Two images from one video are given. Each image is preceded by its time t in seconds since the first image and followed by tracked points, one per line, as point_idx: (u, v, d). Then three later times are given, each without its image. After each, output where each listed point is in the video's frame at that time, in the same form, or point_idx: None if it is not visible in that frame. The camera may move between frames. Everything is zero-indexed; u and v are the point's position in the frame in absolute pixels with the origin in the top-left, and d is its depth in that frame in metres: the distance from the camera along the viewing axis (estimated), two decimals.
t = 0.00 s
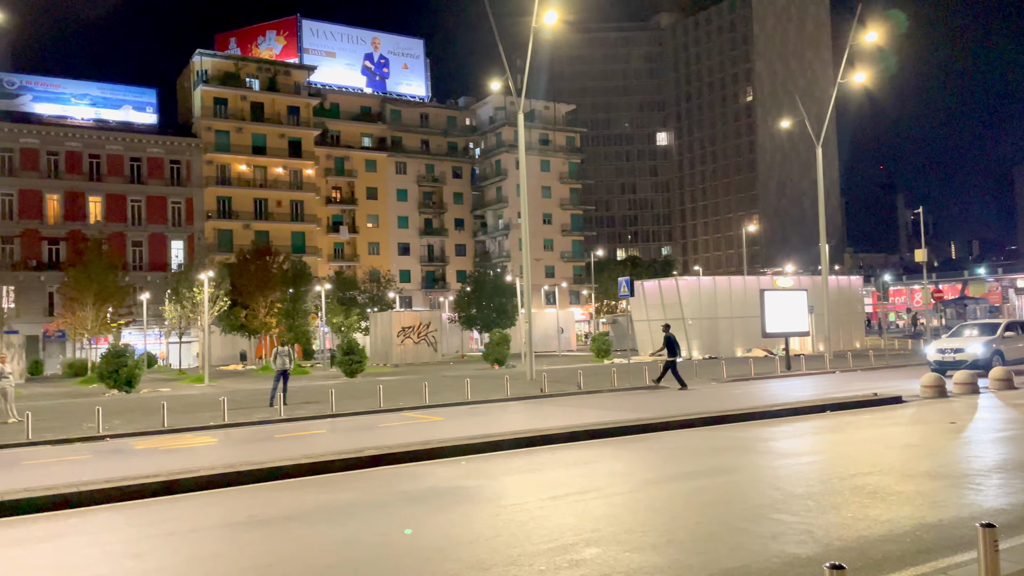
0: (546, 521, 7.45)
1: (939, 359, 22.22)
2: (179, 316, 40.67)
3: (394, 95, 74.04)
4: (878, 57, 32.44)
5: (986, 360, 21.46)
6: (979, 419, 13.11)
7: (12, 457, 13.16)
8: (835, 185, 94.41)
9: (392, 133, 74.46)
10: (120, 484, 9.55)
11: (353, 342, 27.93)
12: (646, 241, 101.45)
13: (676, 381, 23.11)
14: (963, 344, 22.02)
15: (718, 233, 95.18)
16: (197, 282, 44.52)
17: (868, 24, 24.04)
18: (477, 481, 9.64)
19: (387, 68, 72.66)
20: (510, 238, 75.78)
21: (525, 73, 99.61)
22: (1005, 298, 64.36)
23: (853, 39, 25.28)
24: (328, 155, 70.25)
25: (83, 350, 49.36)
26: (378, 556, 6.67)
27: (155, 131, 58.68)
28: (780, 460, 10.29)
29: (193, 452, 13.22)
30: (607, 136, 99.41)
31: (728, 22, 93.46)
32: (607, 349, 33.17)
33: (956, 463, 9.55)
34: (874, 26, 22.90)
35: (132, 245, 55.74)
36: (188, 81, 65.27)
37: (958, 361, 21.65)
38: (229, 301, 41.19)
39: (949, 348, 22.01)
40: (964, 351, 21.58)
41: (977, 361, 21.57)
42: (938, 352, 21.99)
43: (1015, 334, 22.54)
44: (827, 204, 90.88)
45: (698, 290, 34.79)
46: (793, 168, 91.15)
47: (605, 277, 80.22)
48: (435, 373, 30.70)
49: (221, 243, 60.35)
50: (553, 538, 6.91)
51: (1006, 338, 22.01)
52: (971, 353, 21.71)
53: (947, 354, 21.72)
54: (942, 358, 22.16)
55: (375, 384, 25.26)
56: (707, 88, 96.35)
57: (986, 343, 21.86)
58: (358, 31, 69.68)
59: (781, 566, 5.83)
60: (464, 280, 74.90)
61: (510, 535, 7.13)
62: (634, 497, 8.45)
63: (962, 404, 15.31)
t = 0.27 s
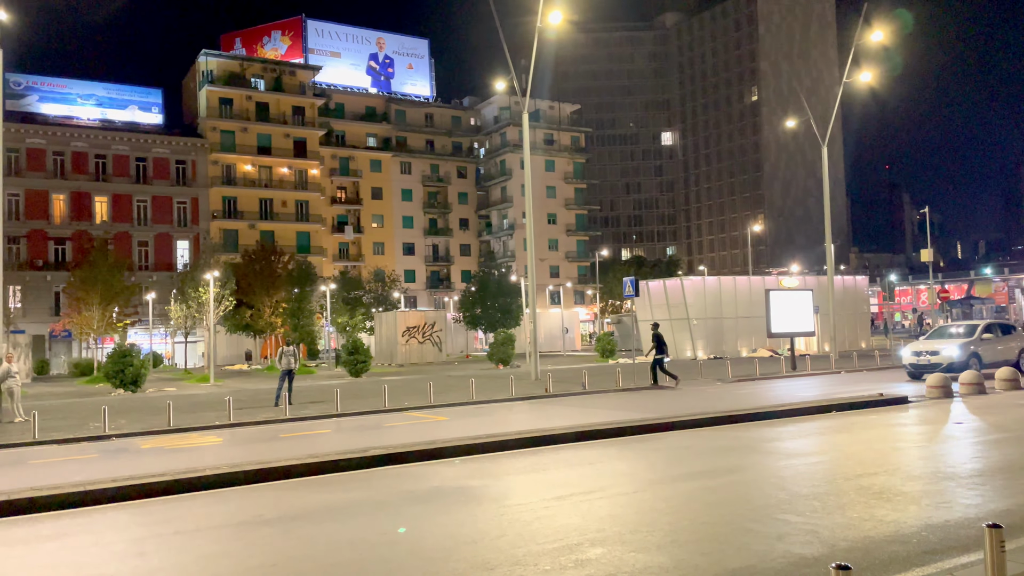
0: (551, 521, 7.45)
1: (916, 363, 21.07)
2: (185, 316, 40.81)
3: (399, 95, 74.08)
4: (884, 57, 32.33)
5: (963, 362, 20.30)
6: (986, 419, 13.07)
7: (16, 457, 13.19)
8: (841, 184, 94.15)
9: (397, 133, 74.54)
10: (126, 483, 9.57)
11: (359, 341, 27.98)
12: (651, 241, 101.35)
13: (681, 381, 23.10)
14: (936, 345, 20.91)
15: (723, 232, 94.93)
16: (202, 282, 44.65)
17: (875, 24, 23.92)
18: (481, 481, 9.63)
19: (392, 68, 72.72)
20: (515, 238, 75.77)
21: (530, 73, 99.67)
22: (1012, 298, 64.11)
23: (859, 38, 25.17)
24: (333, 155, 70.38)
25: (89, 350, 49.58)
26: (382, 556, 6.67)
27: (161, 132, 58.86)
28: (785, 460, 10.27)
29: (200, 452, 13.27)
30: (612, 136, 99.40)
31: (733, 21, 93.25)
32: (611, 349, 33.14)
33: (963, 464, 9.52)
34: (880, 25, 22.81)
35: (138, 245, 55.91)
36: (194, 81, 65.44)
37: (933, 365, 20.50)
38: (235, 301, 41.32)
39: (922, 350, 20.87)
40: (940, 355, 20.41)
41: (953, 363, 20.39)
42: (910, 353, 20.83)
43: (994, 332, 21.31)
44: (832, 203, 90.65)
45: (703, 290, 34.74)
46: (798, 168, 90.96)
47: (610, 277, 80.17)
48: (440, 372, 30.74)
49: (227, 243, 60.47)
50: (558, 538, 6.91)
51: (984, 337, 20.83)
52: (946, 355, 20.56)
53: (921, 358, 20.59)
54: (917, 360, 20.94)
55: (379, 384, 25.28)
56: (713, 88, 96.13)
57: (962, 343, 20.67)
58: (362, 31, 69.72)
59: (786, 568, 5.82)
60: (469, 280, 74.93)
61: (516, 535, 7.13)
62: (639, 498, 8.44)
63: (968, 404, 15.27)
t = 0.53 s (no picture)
0: (549, 521, 7.46)
1: (879, 365, 20.52)
2: (181, 315, 40.75)
3: (397, 95, 74.03)
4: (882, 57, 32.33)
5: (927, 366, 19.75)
6: (982, 420, 13.10)
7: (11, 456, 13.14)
8: (838, 185, 94.26)
9: (395, 133, 74.48)
10: (122, 483, 9.54)
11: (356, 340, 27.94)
12: (649, 241, 101.46)
13: (677, 381, 23.12)
14: (901, 348, 20.43)
15: (721, 232, 94.86)
16: (199, 281, 44.63)
17: (873, 25, 23.90)
18: (478, 481, 9.63)
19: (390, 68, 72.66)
20: (512, 237, 75.77)
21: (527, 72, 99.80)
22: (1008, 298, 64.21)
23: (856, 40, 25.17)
24: (330, 154, 70.34)
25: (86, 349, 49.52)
26: (378, 556, 6.65)
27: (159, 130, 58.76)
28: (781, 460, 10.28)
29: (196, 451, 13.25)
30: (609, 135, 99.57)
31: (731, 21, 93.30)
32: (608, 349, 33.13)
33: (958, 464, 9.54)
34: (877, 26, 22.82)
35: (135, 244, 55.82)
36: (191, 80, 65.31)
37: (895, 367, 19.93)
38: (232, 300, 41.30)
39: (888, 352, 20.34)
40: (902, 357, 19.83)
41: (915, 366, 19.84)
42: (875, 355, 20.28)
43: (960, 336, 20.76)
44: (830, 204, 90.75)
45: (701, 290, 34.73)
46: (796, 168, 91.05)
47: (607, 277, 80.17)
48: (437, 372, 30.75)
49: (224, 243, 60.38)
50: (556, 537, 6.91)
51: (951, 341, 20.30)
52: (910, 358, 20.16)
53: (885, 360, 20.04)
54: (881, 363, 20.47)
55: (377, 383, 25.27)
56: (711, 88, 96.10)
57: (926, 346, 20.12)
58: (360, 31, 69.66)
59: (783, 568, 5.83)
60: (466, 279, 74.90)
61: (514, 534, 7.14)
62: (636, 498, 8.43)
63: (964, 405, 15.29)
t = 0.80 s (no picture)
0: (543, 521, 7.46)
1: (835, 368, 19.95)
2: (176, 314, 40.63)
3: (392, 94, 73.95)
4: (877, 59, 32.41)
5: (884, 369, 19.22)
6: (973, 421, 13.14)
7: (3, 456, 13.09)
8: (833, 186, 94.48)
9: (391, 132, 74.44)
10: (115, 483, 9.51)
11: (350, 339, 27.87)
12: (644, 241, 101.68)
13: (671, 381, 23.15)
14: (858, 350, 19.88)
15: (716, 233, 94.89)
16: (194, 280, 44.59)
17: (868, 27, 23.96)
18: (472, 480, 9.62)
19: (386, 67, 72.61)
20: (508, 237, 75.75)
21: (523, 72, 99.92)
22: (1001, 299, 64.38)
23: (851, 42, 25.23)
24: (326, 153, 70.26)
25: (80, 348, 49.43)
26: (373, 556, 6.64)
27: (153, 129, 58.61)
28: (774, 460, 10.30)
29: (190, 450, 13.23)
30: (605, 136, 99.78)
31: (727, 22, 93.39)
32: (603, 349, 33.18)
33: (949, 465, 9.57)
34: (872, 27, 22.88)
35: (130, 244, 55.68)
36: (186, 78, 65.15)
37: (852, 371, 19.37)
38: (227, 299, 41.23)
39: (844, 355, 19.76)
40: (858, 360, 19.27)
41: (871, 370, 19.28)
42: (831, 358, 19.70)
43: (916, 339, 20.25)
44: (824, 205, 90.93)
45: (695, 290, 34.79)
46: (791, 169, 91.18)
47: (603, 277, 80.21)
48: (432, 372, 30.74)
49: (219, 242, 60.24)
50: (549, 538, 6.92)
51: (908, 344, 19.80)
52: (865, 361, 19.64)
53: (840, 363, 19.47)
54: (837, 365, 19.92)
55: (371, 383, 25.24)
56: (706, 88, 96.18)
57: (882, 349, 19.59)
58: (356, 30, 69.60)
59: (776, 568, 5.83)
60: (462, 279, 74.85)
61: (508, 534, 7.13)
62: (629, 497, 8.45)
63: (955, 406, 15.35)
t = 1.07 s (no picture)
0: (529, 520, 7.44)
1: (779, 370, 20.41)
2: (161, 312, 40.30)
3: (381, 93, 73.73)
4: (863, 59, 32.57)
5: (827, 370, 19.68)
6: (955, 420, 13.24)
7: None
8: (820, 186, 95.01)
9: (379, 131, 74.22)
10: (97, 483, 9.41)
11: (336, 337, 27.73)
12: (632, 240, 102.00)
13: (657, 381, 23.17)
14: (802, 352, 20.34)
15: (704, 232, 95.09)
16: (180, 278, 44.30)
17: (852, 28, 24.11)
18: (457, 479, 9.60)
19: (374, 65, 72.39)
20: (496, 236, 75.69)
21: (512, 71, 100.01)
22: (985, 300, 64.88)
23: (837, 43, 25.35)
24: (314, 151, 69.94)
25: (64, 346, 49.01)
26: (357, 555, 6.60)
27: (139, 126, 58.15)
28: (758, 459, 10.32)
29: (173, 449, 13.12)
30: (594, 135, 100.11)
31: (716, 22, 93.63)
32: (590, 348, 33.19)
33: (931, 464, 9.64)
34: (858, 29, 23.01)
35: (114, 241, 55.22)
36: (173, 75, 64.69)
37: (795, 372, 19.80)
38: (213, 297, 40.99)
39: (788, 357, 20.21)
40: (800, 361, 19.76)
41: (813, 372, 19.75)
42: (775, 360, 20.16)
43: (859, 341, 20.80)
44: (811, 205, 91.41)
45: (683, 289, 34.91)
46: (778, 169, 91.59)
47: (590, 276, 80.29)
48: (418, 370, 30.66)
49: (205, 240, 59.85)
50: (534, 537, 6.91)
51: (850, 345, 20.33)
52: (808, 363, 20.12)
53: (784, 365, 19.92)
54: (781, 368, 20.36)
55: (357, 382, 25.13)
56: (695, 88, 96.36)
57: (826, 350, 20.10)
58: (345, 28, 69.37)
59: (760, 566, 5.85)
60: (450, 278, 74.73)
61: (494, 533, 7.11)
62: (614, 496, 8.44)
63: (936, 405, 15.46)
